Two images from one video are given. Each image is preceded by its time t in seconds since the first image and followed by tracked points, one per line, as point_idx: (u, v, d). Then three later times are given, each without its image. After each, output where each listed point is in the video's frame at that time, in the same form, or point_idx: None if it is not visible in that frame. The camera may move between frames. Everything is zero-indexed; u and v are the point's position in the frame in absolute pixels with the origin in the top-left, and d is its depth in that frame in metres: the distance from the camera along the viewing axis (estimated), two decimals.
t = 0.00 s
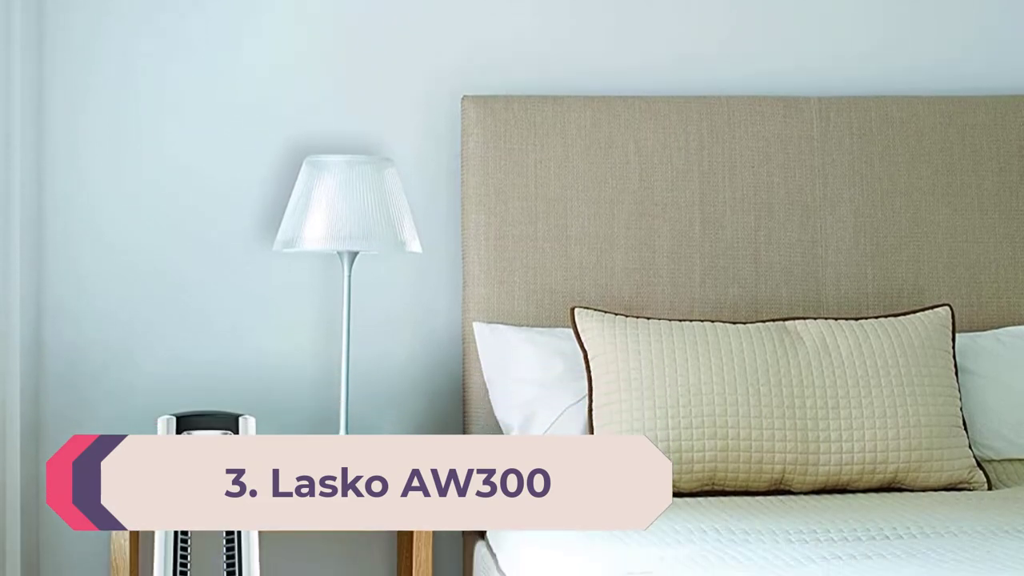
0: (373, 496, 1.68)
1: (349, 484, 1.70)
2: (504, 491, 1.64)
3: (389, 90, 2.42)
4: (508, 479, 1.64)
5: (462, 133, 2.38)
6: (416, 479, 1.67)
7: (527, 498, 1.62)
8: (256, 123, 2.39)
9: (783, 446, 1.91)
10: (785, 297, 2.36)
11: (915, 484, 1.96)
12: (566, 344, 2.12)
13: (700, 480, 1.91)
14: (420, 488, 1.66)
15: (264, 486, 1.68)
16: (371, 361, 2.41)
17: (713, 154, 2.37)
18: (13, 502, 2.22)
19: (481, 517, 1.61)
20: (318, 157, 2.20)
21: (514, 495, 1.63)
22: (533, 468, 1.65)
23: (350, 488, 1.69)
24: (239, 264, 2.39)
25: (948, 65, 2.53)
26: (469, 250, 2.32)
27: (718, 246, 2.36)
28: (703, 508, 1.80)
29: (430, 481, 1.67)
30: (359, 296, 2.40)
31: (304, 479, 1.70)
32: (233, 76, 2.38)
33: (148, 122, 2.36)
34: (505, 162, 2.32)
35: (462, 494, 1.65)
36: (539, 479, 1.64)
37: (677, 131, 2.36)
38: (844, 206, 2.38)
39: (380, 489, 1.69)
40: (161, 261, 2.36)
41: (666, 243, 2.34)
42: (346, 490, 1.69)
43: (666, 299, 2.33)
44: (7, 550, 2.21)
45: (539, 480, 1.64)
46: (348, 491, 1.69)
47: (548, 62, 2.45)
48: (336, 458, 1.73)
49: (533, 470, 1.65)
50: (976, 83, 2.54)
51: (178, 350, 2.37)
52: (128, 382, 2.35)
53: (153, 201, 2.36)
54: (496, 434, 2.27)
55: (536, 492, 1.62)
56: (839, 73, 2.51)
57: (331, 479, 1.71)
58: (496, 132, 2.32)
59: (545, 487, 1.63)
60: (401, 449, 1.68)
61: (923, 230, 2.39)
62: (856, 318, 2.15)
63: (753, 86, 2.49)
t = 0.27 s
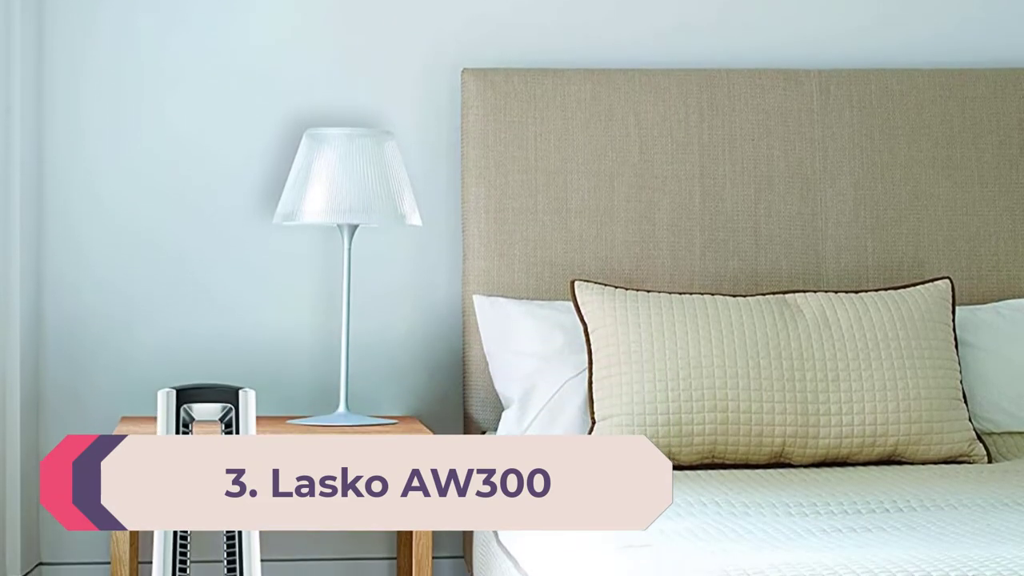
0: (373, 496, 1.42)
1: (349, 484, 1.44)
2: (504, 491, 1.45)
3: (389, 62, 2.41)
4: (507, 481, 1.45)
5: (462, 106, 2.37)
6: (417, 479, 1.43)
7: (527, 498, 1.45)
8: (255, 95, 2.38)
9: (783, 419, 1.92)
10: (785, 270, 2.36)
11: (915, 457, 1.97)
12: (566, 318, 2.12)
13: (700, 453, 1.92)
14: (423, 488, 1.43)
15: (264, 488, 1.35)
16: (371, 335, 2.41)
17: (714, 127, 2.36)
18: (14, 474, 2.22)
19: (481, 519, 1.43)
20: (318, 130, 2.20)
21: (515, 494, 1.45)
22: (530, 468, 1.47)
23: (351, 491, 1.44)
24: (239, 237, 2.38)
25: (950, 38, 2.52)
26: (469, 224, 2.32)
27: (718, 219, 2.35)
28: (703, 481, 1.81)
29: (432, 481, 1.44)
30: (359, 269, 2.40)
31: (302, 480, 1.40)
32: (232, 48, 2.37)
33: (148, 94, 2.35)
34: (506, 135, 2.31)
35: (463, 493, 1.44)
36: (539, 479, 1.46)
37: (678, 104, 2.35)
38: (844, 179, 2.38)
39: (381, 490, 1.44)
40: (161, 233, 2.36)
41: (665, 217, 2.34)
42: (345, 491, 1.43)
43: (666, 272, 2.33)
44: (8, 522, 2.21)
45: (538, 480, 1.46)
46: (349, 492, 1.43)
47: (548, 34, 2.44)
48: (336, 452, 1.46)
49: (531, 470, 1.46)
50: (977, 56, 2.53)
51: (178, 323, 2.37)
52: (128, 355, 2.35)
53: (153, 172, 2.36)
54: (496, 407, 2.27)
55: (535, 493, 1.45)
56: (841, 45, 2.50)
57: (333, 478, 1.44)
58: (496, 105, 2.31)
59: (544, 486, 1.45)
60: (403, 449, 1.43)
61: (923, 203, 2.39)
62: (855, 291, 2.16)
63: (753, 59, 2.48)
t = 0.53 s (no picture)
0: (373, 496, 1.62)
1: (349, 484, 1.63)
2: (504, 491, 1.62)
3: (388, 34, 2.40)
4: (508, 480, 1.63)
5: (461, 78, 2.37)
6: (417, 479, 1.63)
7: (526, 498, 1.60)
8: (255, 67, 2.37)
9: (783, 391, 1.93)
10: (785, 242, 2.36)
11: (915, 428, 1.97)
12: (566, 289, 2.12)
13: (700, 425, 1.92)
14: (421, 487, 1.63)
15: (264, 486, 1.52)
16: (371, 307, 2.41)
17: (714, 100, 2.36)
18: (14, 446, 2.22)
19: (481, 519, 1.63)
20: (317, 101, 2.19)
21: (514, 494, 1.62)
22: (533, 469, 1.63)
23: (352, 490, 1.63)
24: (238, 209, 2.38)
25: (952, 10, 2.51)
26: (469, 196, 2.32)
27: (718, 191, 2.35)
28: (703, 453, 1.81)
29: (431, 481, 1.63)
30: (359, 242, 2.40)
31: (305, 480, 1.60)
32: (232, 19, 2.36)
33: (147, 64, 2.34)
34: (506, 107, 2.31)
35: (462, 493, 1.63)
36: (540, 479, 1.61)
37: (678, 76, 2.34)
38: (844, 151, 2.37)
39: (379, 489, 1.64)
40: (161, 205, 2.35)
41: (665, 189, 2.34)
42: (346, 490, 1.63)
43: (666, 244, 2.33)
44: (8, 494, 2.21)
45: (539, 480, 1.61)
46: (349, 491, 1.62)
47: (547, 6, 2.43)
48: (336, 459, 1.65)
49: (533, 471, 1.63)
50: (978, 28, 2.52)
51: (178, 295, 2.37)
52: (127, 327, 2.35)
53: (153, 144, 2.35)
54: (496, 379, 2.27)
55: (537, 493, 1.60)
56: (843, 16, 2.49)
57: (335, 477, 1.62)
58: (496, 77, 2.30)
59: (545, 485, 1.60)
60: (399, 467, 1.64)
61: (923, 175, 2.39)
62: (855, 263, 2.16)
63: (754, 31, 2.47)
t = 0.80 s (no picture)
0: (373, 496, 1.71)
1: (349, 484, 1.74)
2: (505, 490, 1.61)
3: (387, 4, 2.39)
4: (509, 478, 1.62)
5: (461, 49, 2.36)
6: (416, 479, 1.72)
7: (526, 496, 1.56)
8: (254, 37, 2.36)
9: (783, 361, 1.93)
10: (785, 213, 2.36)
11: (915, 399, 1.98)
12: (565, 259, 2.12)
13: (700, 395, 1.93)
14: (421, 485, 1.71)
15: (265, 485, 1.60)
16: (371, 278, 2.41)
17: (713, 71, 2.35)
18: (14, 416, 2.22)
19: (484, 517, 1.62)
20: (317, 72, 2.18)
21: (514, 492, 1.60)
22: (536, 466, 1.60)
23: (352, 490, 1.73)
24: (239, 180, 2.37)
25: None
26: (469, 167, 2.31)
27: (718, 162, 2.35)
28: (703, 423, 1.82)
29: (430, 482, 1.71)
30: (359, 212, 2.40)
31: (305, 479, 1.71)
32: None
33: (146, 34, 2.33)
34: (506, 77, 2.30)
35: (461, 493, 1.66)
36: (541, 478, 1.58)
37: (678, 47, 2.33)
38: (844, 122, 2.37)
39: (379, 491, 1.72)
40: (161, 176, 2.35)
41: (665, 159, 2.33)
42: (346, 489, 1.73)
43: (666, 214, 2.33)
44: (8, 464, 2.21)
45: (540, 479, 1.58)
46: (349, 490, 1.73)
47: None
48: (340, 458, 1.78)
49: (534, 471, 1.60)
50: None
51: (178, 266, 2.37)
52: (128, 297, 2.35)
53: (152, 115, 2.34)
54: (496, 350, 2.27)
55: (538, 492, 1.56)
56: None
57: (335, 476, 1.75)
58: (496, 47, 2.29)
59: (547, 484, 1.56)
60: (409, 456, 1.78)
61: (923, 146, 2.38)
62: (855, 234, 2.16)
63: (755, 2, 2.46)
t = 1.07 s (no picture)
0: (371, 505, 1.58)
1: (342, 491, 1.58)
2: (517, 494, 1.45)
3: None
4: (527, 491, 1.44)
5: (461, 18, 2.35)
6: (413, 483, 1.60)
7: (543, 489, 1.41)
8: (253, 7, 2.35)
9: (783, 330, 1.94)
10: (785, 182, 2.35)
11: (915, 368, 1.99)
12: (565, 229, 2.12)
13: (700, 365, 1.93)
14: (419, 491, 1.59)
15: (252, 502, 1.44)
16: (371, 248, 2.41)
17: (713, 40, 2.34)
18: (14, 385, 2.22)
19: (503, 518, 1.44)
20: (316, 42, 2.17)
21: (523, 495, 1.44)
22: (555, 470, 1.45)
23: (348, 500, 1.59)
24: (239, 149, 2.37)
25: None
26: (469, 137, 2.31)
27: (719, 131, 2.34)
28: (704, 393, 1.82)
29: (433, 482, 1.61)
30: (359, 183, 2.40)
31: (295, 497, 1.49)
32: None
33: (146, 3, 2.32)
34: (506, 47, 2.29)
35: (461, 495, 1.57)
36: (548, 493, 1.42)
37: (678, 16, 2.33)
38: (844, 92, 2.36)
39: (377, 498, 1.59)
40: (161, 145, 2.35)
41: (665, 129, 2.33)
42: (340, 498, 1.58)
43: (666, 184, 2.33)
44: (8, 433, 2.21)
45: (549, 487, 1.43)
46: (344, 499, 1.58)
47: None
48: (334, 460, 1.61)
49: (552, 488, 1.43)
50: None
51: (179, 235, 2.36)
52: (128, 267, 2.35)
53: (152, 84, 2.33)
54: (496, 320, 2.27)
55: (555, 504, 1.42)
56: None
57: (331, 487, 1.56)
58: (496, 16, 2.28)
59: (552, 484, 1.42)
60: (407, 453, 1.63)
61: (923, 116, 2.38)
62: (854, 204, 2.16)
63: None
